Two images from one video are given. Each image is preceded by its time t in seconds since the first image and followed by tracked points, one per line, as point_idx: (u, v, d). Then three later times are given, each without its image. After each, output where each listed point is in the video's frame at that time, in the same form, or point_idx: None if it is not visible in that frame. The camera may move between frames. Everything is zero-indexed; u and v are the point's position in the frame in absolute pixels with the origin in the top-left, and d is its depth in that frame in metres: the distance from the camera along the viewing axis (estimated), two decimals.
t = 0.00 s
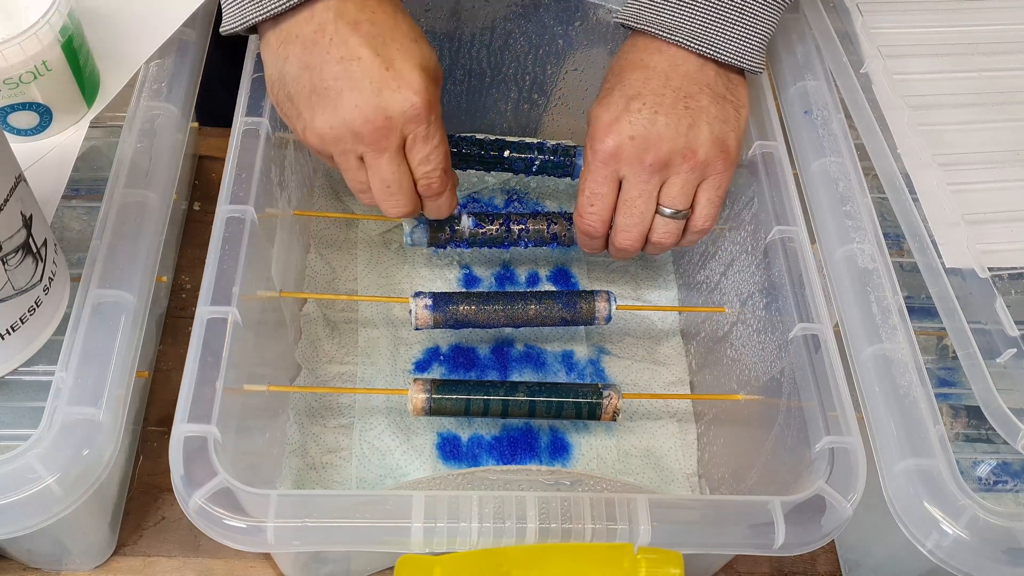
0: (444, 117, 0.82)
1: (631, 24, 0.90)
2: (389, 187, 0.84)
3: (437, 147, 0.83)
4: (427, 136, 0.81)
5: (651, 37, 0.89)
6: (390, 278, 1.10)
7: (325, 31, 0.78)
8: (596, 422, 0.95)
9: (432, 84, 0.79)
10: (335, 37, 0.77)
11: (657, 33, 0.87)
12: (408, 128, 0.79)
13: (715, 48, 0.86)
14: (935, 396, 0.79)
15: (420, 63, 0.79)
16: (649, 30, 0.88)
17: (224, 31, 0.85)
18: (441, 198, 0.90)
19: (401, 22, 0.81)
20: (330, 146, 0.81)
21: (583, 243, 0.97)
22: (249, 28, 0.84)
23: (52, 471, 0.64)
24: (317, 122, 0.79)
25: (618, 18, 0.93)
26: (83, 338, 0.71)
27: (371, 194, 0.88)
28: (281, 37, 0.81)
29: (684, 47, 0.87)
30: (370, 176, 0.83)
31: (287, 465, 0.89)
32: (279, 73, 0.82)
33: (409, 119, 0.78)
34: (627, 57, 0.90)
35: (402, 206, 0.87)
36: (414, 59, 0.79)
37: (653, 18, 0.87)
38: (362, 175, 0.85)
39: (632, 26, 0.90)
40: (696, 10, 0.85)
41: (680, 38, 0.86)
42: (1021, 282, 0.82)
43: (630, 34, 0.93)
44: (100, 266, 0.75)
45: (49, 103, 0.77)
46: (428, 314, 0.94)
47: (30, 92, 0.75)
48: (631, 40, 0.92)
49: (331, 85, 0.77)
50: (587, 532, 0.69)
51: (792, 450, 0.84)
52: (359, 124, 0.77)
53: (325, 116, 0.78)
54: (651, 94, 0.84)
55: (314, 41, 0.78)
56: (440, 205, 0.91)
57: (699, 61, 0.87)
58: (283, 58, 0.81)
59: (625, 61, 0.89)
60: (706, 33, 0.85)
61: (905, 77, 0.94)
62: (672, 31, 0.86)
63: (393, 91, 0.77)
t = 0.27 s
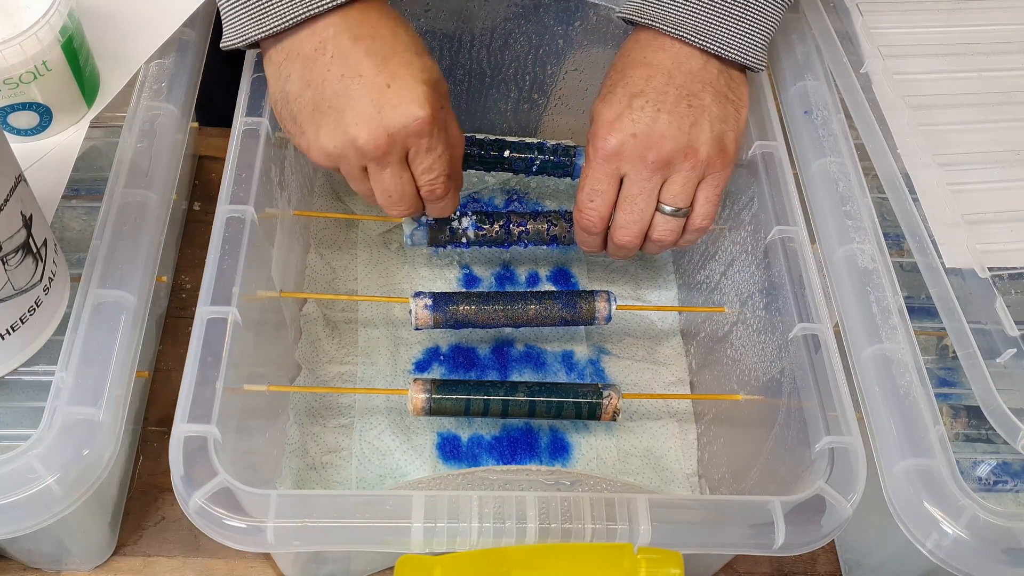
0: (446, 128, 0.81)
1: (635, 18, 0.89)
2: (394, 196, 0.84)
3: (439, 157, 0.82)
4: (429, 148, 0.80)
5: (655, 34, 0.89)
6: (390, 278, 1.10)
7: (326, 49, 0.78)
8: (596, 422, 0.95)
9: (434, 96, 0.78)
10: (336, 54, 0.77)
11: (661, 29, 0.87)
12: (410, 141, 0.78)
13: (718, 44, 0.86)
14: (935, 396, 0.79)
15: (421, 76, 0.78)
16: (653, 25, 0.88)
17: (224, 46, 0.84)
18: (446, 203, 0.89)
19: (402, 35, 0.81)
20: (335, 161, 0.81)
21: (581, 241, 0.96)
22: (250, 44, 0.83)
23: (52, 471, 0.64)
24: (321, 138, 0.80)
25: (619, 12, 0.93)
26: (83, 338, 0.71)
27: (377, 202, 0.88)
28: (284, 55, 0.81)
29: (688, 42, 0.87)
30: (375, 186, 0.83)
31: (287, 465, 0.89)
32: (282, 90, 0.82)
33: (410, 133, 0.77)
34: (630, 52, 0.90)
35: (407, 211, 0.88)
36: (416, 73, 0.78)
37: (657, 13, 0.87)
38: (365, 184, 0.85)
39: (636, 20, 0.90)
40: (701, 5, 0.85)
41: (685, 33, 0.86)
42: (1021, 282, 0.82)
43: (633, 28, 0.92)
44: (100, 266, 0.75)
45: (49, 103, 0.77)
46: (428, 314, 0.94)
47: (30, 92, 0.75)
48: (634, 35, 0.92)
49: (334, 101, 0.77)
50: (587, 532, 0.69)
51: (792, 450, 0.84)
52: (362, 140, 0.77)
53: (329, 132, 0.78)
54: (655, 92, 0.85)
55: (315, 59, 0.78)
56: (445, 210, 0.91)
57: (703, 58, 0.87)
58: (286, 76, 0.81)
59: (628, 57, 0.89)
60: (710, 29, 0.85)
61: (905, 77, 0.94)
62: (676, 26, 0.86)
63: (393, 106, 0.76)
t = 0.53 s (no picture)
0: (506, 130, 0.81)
1: (636, 17, 0.88)
2: (462, 202, 0.84)
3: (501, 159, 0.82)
4: (491, 148, 0.80)
5: (657, 32, 0.88)
6: (390, 278, 1.10)
7: (382, 60, 0.76)
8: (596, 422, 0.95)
9: (493, 97, 0.78)
10: (393, 64, 0.76)
11: (662, 27, 0.87)
12: (476, 144, 0.78)
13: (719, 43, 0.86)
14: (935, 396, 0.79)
15: (478, 79, 0.78)
16: (655, 23, 0.87)
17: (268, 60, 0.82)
18: (506, 206, 0.89)
19: (452, 41, 0.80)
20: (398, 171, 0.80)
21: (582, 240, 0.97)
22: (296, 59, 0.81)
23: (52, 471, 0.64)
24: (385, 149, 0.79)
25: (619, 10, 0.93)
26: (83, 338, 0.71)
27: (440, 210, 0.87)
28: (335, 70, 0.79)
29: (688, 41, 0.86)
30: (442, 194, 0.83)
31: (287, 465, 0.89)
32: (338, 106, 0.80)
33: (474, 135, 0.76)
34: (631, 52, 0.89)
35: (474, 218, 0.87)
36: (472, 77, 0.77)
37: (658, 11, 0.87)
38: (430, 194, 0.84)
39: (636, 18, 0.89)
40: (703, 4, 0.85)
41: (686, 32, 0.86)
42: (1021, 282, 0.82)
43: (634, 26, 0.91)
44: (100, 265, 0.75)
45: (49, 103, 0.77)
46: (428, 315, 0.94)
47: (30, 92, 0.75)
48: (635, 33, 0.91)
49: (394, 111, 0.76)
50: (587, 532, 0.69)
51: (792, 450, 0.84)
52: (430, 147, 0.76)
53: (393, 142, 0.77)
54: (656, 94, 0.84)
55: (371, 70, 0.76)
56: (506, 211, 0.91)
57: (704, 58, 0.87)
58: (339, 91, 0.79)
59: (629, 56, 0.88)
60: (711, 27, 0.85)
61: (905, 77, 0.94)
62: (677, 25, 0.86)
63: (457, 110, 0.75)
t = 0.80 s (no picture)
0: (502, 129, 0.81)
1: (639, 11, 0.89)
2: (457, 201, 0.84)
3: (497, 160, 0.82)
4: (488, 148, 0.80)
5: (660, 27, 0.88)
6: (390, 278, 1.10)
7: (380, 59, 0.76)
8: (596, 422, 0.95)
9: (490, 97, 0.78)
10: (393, 64, 0.76)
11: (665, 22, 0.87)
12: (472, 143, 0.78)
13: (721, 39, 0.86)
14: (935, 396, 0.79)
15: (477, 78, 0.78)
16: (657, 18, 0.87)
17: (264, 57, 0.83)
18: (499, 206, 0.90)
19: (452, 39, 0.80)
20: (394, 170, 0.80)
21: (584, 236, 0.96)
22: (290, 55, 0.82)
23: (52, 471, 0.64)
24: (381, 148, 0.79)
25: (624, 6, 0.93)
26: (83, 338, 0.71)
27: (433, 209, 0.88)
28: (333, 69, 0.79)
29: (691, 36, 0.86)
30: (437, 192, 0.83)
31: (287, 465, 0.89)
32: (336, 105, 0.80)
33: (472, 135, 0.77)
34: (632, 49, 0.89)
35: (467, 217, 0.88)
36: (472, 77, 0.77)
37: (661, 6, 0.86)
38: (425, 194, 0.84)
39: (640, 13, 0.89)
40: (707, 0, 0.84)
41: (689, 28, 0.85)
42: (1021, 282, 0.82)
43: (636, 22, 0.92)
44: (100, 266, 0.75)
45: (49, 103, 0.77)
46: (428, 314, 0.94)
47: (30, 92, 0.75)
48: (636, 28, 0.92)
49: (393, 111, 0.76)
50: (587, 532, 0.69)
51: (792, 450, 0.84)
52: (427, 146, 0.76)
53: (391, 142, 0.77)
54: (658, 91, 0.84)
55: (371, 70, 0.76)
56: (497, 212, 0.91)
57: (707, 56, 0.87)
58: (337, 89, 0.79)
59: (631, 53, 0.88)
60: (714, 24, 0.85)
61: (905, 77, 0.94)
62: (680, 20, 0.85)
63: (456, 110, 0.75)
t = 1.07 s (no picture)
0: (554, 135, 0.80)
1: (635, 9, 0.88)
2: (507, 208, 0.84)
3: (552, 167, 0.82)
4: (537, 156, 0.79)
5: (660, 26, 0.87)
6: (390, 278, 1.10)
7: (430, 69, 0.76)
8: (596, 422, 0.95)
9: (541, 103, 0.77)
10: (441, 74, 0.75)
11: (665, 21, 0.86)
12: (522, 151, 0.78)
13: (722, 38, 0.85)
14: (935, 396, 0.79)
15: (527, 85, 0.77)
16: (657, 17, 0.86)
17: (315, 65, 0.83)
18: (555, 211, 0.89)
19: (501, 45, 0.79)
20: (448, 178, 0.81)
21: (585, 238, 0.97)
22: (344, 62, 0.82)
23: (52, 471, 0.64)
24: (434, 157, 0.79)
25: (620, 6, 0.93)
26: (83, 338, 0.71)
27: (487, 213, 0.88)
28: (383, 77, 0.79)
29: (692, 35, 0.86)
30: (490, 199, 0.83)
31: (287, 465, 0.89)
32: (389, 113, 0.81)
33: (521, 143, 0.76)
34: (632, 52, 0.88)
35: (520, 221, 0.88)
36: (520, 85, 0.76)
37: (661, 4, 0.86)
38: (479, 198, 0.85)
39: (639, 12, 0.88)
40: None
41: (688, 26, 0.85)
42: (1021, 282, 0.82)
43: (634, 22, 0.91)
44: (100, 266, 0.75)
45: (49, 103, 0.77)
46: (428, 314, 0.94)
47: (30, 92, 0.75)
48: (635, 29, 0.91)
49: (445, 121, 0.76)
50: (587, 532, 0.69)
51: (791, 450, 0.84)
52: (478, 156, 0.76)
53: (443, 151, 0.78)
54: (660, 96, 0.83)
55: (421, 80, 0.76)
56: (555, 215, 0.90)
57: (708, 57, 0.86)
58: (388, 100, 0.80)
59: (632, 56, 0.87)
60: (715, 23, 0.84)
61: (905, 77, 0.94)
62: (680, 19, 0.85)
63: (504, 120, 0.75)
